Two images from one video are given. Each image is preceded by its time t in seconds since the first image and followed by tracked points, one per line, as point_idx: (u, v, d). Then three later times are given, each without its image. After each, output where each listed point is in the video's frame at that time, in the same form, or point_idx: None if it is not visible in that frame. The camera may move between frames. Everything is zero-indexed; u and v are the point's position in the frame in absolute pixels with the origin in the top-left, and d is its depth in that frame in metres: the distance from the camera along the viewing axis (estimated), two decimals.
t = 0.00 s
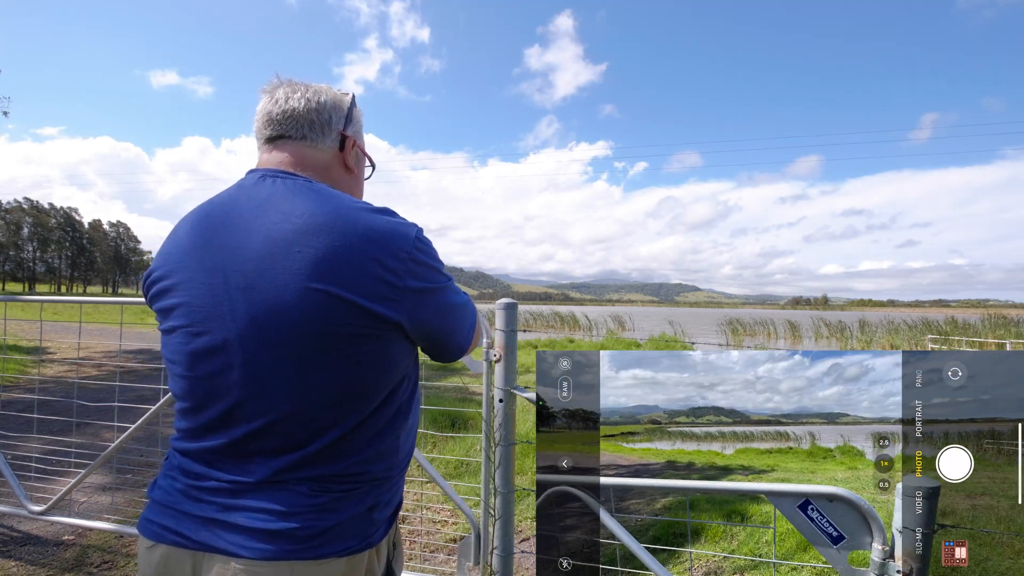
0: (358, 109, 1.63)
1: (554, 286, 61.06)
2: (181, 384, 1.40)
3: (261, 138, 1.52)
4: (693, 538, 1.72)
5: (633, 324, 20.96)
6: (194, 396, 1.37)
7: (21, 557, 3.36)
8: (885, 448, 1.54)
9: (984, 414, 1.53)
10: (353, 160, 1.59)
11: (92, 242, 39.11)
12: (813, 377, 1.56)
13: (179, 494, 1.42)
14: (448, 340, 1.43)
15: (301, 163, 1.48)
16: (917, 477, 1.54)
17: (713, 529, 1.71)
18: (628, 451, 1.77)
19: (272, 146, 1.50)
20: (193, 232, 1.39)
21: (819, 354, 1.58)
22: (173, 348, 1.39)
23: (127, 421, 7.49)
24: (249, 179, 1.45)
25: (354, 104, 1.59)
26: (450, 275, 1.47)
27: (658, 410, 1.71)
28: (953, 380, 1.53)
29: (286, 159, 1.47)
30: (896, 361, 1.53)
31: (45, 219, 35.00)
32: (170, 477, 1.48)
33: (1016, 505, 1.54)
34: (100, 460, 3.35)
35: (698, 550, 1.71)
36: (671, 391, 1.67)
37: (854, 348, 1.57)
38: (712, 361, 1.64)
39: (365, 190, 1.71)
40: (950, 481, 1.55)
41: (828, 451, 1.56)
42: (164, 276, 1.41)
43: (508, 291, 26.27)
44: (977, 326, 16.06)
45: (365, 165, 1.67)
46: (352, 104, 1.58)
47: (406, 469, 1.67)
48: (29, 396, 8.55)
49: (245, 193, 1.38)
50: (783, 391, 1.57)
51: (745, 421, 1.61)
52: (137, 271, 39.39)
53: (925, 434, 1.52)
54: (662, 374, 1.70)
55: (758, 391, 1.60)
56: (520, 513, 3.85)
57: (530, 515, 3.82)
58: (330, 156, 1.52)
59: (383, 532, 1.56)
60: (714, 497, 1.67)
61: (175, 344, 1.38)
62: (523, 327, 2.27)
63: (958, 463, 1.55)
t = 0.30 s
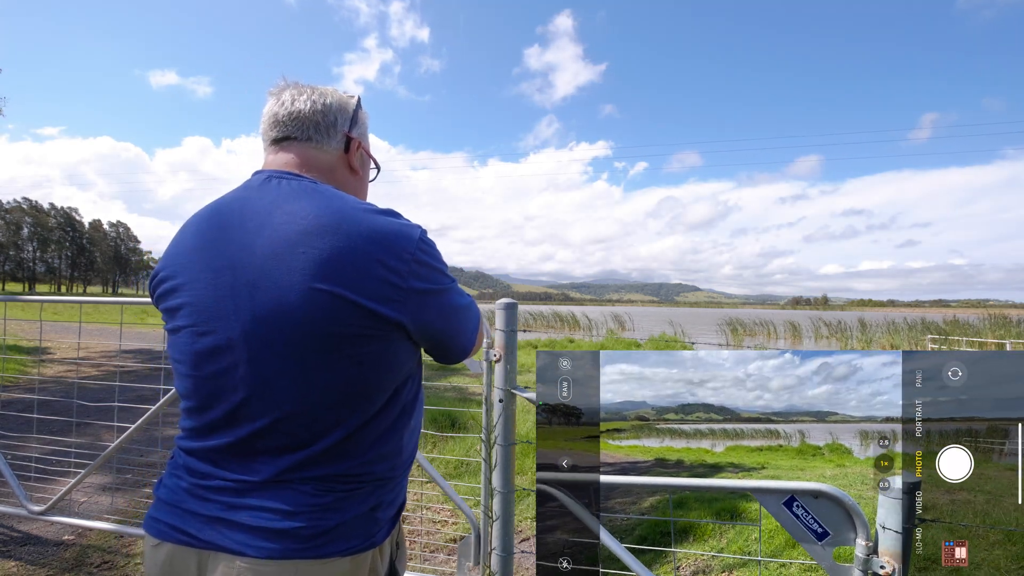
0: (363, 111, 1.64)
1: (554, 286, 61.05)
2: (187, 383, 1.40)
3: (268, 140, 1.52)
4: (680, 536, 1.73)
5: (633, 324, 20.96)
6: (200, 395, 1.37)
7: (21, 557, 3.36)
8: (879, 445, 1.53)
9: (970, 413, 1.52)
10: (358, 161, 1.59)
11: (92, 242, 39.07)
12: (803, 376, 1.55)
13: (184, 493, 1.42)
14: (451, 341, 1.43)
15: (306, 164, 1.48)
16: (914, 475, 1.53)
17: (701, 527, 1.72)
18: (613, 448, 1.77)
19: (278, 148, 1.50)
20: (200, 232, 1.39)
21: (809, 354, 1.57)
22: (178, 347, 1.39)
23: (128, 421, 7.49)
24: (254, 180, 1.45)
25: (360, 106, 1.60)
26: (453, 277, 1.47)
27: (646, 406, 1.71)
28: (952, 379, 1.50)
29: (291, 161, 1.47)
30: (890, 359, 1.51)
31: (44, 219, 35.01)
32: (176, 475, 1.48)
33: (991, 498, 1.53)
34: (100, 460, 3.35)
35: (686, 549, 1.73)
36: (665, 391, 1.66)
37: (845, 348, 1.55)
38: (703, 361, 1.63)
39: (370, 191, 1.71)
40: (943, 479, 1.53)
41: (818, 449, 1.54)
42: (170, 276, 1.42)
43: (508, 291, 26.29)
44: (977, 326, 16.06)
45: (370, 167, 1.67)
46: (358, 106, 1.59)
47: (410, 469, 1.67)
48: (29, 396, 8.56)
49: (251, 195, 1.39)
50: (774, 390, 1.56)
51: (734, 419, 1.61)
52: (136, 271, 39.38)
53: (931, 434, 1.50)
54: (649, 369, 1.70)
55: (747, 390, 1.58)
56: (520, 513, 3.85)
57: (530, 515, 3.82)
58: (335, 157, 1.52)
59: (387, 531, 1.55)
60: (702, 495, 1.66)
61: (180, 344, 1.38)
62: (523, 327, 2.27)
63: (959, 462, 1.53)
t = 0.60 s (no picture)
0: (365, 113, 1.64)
1: (554, 285, 61.03)
2: (189, 383, 1.40)
3: (269, 143, 1.52)
4: (679, 538, 1.72)
5: (633, 324, 20.95)
6: (202, 395, 1.37)
7: (21, 557, 3.35)
8: (878, 445, 1.52)
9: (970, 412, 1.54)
10: (359, 163, 1.59)
11: (92, 242, 39.06)
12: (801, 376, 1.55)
13: (187, 493, 1.42)
14: (452, 341, 1.43)
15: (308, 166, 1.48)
16: (915, 474, 1.52)
17: (701, 529, 1.71)
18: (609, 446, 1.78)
19: (280, 150, 1.50)
20: (203, 233, 1.39)
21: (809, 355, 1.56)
22: (181, 348, 1.40)
23: (128, 421, 7.50)
24: (255, 182, 1.45)
25: (361, 107, 1.60)
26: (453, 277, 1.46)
27: (645, 409, 1.71)
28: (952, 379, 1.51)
29: (293, 163, 1.47)
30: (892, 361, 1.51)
31: (44, 219, 35.02)
32: (178, 476, 1.48)
33: (995, 494, 1.54)
34: (99, 460, 3.34)
35: (686, 551, 1.72)
36: (664, 393, 1.66)
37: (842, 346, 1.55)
38: (702, 366, 1.62)
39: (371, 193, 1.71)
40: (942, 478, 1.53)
41: (815, 447, 1.54)
42: (173, 276, 1.42)
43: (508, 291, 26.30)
44: (977, 325, 16.07)
45: (371, 168, 1.67)
46: (360, 107, 1.59)
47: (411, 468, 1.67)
48: (28, 396, 8.56)
49: (253, 196, 1.39)
50: (773, 390, 1.57)
51: (733, 419, 1.60)
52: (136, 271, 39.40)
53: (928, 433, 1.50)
54: (648, 373, 1.70)
55: (746, 392, 1.58)
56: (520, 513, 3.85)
57: (530, 515, 3.82)
58: (336, 159, 1.52)
59: (389, 530, 1.55)
60: (700, 497, 1.66)
61: (182, 344, 1.39)
62: (523, 327, 2.27)
63: (956, 462, 1.53)
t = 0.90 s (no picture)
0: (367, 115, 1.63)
1: (554, 285, 61.02)
2: (193, 382, 1.40)
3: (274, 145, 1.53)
4: (685, 537, 1.72)
5: (633, 324, 20.94)
6: (207, 394, 1.37)
7: (21, 557, 3.35)
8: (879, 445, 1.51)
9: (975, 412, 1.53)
10: (362, 164, 1.59)
11: (92, 242, 39.11)
12: (804, 381, 1.56)
13: (191, 493, 1.42)
14: (455, 340, 1.43)
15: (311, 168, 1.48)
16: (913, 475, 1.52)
17: (706, 528, 1.70)
18: (617, 454, 1.77)
19: (283, 151, 1.50)
20: (208, 233, 1.39)
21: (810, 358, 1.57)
22: (185, 347, 1.40)
23: (128, 421, 7.50)
24: (260, 183, 1.45)
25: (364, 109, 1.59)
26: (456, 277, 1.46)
27: (655, 417, 1.71)
28: (952, 379, 1.51)
29: (298, 165, 1.48)
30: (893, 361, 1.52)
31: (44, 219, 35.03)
32: (182, 475, 1.48)
33: (985, 492, 1.53)
34: (99, 460, 3.34)
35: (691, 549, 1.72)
36: (669, 399, 1.67)
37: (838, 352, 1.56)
38: (705, 375, 1.64)
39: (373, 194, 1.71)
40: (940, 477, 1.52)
41: (813, 449, 1.55)
42: (178, 276, 1.42)
43: (508, 291, 26.32)
44: (977, 325, 16.08)
45: (373, 170, 1.67)
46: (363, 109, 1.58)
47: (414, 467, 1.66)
48: (28, 396, 8.57)
49: (257, 195, 1.39)
50: (776, 396, 1.58)
51: (736, 426, 1.62)
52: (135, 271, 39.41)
53: (925, 433, 1.50)
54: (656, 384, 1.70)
55: (751, 402, 1.59)
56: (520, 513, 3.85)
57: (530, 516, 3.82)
58: (341, 161, 1.52)
59: (391, 528, 1.55)
60: (706, 498, 1.66)
61: (187, 343, 1.39)
62: (523, 327, 2.27)
63: (958, 462, 1.52)
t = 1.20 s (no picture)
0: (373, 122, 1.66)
1: (554, 285, 61.03)
2: (203, 378, 1.41)
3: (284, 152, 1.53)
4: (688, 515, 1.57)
5: (633, 324, 20.95)
6: (216, 390, 1.38)
7: (21, 557, 3.35)
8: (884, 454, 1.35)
9: (1008, 421, 1.30)
10: (370, 169, 1.61)
11: (91, 242, 39.16)
12: (799, 400, 1.38)
13: (199, 487, 1.42)
14: (458, 339, 1.43)
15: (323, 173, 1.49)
16: (911, 472, 1.35)
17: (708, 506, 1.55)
18: (652, 454, 1.52)
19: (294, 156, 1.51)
20: (220, 231, 1.40)
21: (777, 356, 1.38)
22: (196, 344, 1.40)
23: (128, 421, 7.51)
24: (272, 186, 1.44)
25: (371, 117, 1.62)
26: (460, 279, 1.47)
27: (684, 427, 1.47)
28: (950, 381, 1.34)
29: (308, 169, 1.48)
30: (887, 365, 1.36)
31: (44, 219, 35.05)
32: (189, 471, 1.48)
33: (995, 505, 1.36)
34: (99, 461, 3.34)
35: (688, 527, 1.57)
36: (693, 416, 1.45)
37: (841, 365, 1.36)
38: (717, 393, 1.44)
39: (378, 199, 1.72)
40: (938, 482, 1.33)
41: (814, 460, 1.40)
42: (191, 273, 1.42)
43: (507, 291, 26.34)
44: (977, 325, 16.11)
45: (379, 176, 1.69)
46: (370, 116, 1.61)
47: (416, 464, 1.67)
48: (29, 396, 8.58)
49: (268, 195, 1.40)
50: (775, 405, 1.40)
51: (734, 438, 1.44)
52: (134, 271, 39.40)
53: (925, 432, 1.35)
54: (681, 393, 1.46)
55: (757, 420, 1.42)
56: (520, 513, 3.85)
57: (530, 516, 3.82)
58: (350, 166, 1.53)
59: (394, 524, 1.54)
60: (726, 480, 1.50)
61: (198, 340, 1.39)
62: (523, 327, 2.27)
63: (957, 462, 1.33)
